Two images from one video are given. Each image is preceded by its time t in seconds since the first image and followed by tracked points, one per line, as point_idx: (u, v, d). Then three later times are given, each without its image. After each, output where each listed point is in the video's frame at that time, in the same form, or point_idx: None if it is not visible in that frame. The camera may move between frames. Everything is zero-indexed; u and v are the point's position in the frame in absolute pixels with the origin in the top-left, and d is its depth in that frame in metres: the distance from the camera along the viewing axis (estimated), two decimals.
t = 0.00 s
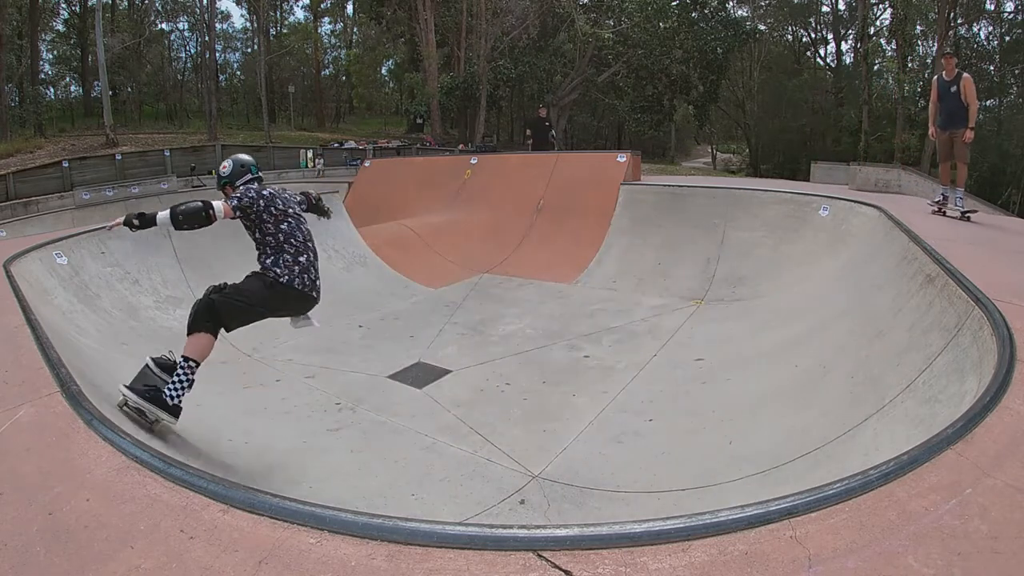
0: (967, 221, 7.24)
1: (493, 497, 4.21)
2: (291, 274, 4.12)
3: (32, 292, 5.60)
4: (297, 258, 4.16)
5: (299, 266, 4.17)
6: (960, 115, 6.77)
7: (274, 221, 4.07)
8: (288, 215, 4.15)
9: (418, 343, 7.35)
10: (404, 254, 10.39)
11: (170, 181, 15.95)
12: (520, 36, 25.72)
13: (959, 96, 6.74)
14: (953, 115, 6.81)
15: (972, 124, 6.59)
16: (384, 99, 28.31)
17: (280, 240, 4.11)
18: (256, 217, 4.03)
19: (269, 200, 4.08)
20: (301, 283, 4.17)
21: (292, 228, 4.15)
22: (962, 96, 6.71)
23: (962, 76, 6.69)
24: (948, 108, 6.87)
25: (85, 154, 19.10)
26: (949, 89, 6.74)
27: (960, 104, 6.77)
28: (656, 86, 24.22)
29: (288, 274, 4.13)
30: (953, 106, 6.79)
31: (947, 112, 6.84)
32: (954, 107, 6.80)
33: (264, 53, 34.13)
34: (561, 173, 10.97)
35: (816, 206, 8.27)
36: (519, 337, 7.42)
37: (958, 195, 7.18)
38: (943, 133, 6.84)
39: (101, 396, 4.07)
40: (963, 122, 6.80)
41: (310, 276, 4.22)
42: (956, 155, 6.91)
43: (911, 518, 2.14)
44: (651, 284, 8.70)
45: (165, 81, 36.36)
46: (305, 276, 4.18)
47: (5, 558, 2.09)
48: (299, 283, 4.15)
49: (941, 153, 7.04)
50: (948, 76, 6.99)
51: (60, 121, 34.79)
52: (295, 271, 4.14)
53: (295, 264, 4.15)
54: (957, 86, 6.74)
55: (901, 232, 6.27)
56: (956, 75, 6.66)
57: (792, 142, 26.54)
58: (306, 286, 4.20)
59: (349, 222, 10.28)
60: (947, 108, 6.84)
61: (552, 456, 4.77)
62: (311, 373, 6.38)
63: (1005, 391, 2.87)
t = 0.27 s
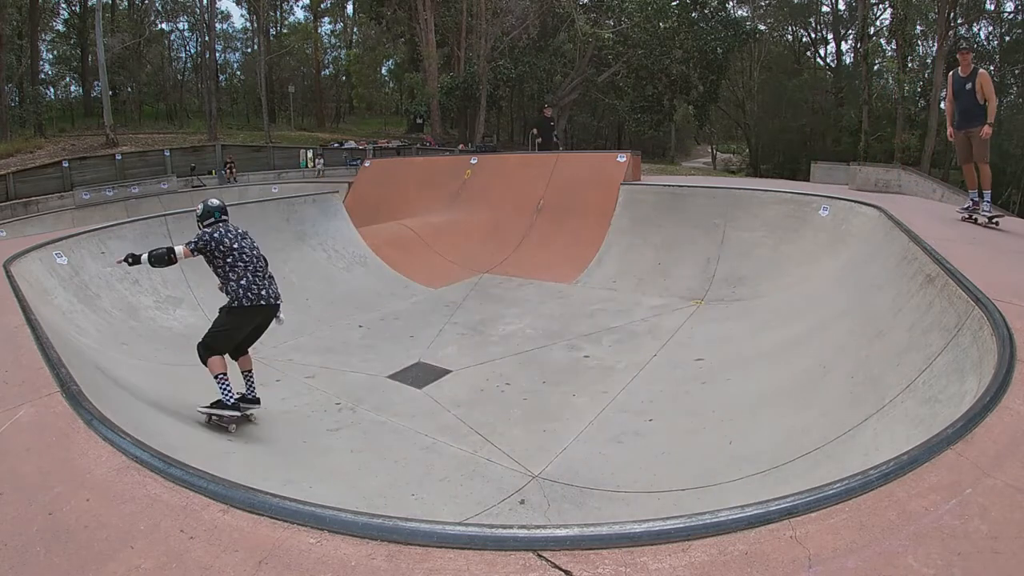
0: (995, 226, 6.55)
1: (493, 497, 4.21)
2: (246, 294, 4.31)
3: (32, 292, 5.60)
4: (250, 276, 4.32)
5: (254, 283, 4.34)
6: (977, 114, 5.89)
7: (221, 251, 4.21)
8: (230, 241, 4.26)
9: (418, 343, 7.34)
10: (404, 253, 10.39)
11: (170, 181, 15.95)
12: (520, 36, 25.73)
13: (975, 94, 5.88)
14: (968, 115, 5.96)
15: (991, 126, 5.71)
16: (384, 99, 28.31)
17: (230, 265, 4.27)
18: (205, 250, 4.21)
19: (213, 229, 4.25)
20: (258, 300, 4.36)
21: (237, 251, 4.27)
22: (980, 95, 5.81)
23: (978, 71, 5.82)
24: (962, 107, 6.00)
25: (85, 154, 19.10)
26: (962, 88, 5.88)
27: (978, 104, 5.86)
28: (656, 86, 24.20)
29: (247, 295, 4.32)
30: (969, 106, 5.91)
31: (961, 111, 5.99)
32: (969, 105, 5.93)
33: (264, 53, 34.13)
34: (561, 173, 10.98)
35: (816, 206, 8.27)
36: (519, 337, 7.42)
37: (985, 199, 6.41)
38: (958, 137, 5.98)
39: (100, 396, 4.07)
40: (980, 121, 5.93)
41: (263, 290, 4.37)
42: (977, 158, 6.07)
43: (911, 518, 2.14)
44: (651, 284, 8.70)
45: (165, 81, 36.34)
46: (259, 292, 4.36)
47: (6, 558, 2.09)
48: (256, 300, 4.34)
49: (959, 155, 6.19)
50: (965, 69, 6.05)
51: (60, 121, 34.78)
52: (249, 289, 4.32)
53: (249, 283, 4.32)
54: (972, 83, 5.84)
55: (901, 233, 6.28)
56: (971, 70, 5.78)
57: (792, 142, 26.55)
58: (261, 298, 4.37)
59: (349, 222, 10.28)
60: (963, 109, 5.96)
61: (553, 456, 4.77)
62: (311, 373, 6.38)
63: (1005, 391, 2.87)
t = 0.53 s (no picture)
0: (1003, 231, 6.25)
1: (493, 497, 4.21)
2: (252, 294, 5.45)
3: (31, 293, 5.60)
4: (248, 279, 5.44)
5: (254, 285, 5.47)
6: (996, 113, 5.48)
7: (222, 270, 5.31)
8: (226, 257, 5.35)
9: (418, 343, 7.35)
10: (404, 254, 10.40)
11: (170, 181, 15.94)
12: (520, 36, 25.75)
13: (994, 91, 5.45)
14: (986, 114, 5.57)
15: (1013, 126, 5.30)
16: (384, 99, 28.30)
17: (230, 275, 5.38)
18: (210, 272, 5.31)
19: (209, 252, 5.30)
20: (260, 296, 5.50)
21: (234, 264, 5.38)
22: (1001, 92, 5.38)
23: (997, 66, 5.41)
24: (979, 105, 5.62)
25: (85, 154, 19.08)
26: (980, 84, 5.47)
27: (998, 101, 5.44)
28: (656, 86, 24.20)
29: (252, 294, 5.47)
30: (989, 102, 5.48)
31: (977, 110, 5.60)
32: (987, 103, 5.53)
33: (264, 53, 34.13)
34: (561, 173, 10.98)
35: (816, 206, 8.26)
36: (519, 337, 7.42)
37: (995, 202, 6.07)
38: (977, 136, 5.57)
39: (100, 397, 4.07)
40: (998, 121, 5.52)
41: (261, 289, 5.48)
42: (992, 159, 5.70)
43: (911, 518, 2.13)
44: (651, 284, 8.70)
45: (165, 81, 36.32)
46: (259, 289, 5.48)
47: (5, 558, 2.09)
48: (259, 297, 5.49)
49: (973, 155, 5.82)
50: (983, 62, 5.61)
51: (60, 121, 34.76)
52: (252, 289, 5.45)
53: (249, 286, 5.44)
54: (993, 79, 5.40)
55: (901, 233, 6.28)
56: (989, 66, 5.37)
57: (792, 142, 26.57)
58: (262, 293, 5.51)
59: (349, 222, 10.28)
60: (983, 106, 5.53)
61: (553, 456, 4.77)
62: (311, 373, 6.38)
63: (1005, 392, 2.87)
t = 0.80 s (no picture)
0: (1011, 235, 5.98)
1: (493, 497, 4.21)
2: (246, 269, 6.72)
3: (31, 293, 5.60)
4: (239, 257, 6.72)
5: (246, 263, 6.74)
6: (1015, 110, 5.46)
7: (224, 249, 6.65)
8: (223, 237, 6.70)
9: (418, 343, 7.35)
10: (404, 254, 10.41)
11: (170, 181, 15.93)
12: (520, 36, 25.75)
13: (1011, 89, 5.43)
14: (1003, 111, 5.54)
15: None
16: (384, 99, 28.29)
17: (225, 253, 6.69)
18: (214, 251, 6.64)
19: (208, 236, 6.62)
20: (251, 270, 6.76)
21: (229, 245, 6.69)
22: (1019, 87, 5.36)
23: (1010, 61, 5.44)
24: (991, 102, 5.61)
25: (85, 154, 19.07)
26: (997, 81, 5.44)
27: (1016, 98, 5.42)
28: (656, 86, 24.20)
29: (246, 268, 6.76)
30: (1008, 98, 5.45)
31: (994, 108, 5.58)
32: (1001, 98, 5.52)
33: (264, 53, 34.12)
34: (561, 173, 10.97)
35: (816, 206, 8.26)
36: (519, 337, 7.42)
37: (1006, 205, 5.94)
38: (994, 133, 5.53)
39: (100, 397, 4.07)
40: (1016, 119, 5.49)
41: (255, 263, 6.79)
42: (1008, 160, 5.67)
43: (910, 518, 2.14)
44: (651, 284, 8.70)
45: (165, 81, 36.31)
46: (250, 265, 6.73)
47: (5, 558, 2.09)
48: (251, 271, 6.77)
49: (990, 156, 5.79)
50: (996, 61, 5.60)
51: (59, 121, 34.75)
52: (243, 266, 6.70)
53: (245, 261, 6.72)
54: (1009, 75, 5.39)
55: (901, 233, 6.28)
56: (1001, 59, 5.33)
57: (792, 142, 26.58)
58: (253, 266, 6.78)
59: (349, 223, 10.29)
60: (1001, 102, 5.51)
61: (553, 456, 4.77)
62: (311, 373, 6.38)
63: (1005, 392, 2.87)
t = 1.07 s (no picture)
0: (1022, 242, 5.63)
1: (493, 497, 4.21)
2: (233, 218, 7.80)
3: (31, 292, 5.61)
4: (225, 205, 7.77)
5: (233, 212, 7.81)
6: None
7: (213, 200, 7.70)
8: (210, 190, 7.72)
9: (418, 343, 7.35)
10: (404, 254, 10.42)
11: (170, 181, 15.91)
12: (519, 36, 25.74)
13: None
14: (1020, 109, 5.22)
15: None
16: (383, 99, 28.29)
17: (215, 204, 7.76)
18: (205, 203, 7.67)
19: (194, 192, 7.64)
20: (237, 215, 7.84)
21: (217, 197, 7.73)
22: None
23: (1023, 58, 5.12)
24: (1004, 99, 5.36)
25: (85, 155, 19.07)
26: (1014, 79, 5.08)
27: None
28: (656, 86, 24.20)
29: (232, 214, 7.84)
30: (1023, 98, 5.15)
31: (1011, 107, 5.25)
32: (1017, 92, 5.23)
33: (264, 53, 34.13)
34: (561, 173, 10.98)
35: (816, 206, 8.26)
36: (519, 337, 7.42)
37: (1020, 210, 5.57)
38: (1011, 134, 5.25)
39: (100, 397, 4.07)
40: None
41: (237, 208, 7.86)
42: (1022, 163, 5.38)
43: (910, 517, 2.14)
44: (651, 284, 8.70)
45: (165, 81, 36.32)
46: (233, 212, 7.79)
47: (5, 558, 2.09)
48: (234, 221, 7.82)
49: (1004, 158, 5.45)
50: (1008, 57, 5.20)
51: (60, 121, 34.75)
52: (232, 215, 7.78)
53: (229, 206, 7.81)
54: None
55: (901, 232, 6.28)
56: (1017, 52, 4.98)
57: (792, 143, 26.60)
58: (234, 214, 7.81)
59: (349, 223, 10.30)
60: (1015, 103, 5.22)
61: (553, 456, 4.77)
62: (311, 373, 6.38)
63: (1004, 391, 2.87)
